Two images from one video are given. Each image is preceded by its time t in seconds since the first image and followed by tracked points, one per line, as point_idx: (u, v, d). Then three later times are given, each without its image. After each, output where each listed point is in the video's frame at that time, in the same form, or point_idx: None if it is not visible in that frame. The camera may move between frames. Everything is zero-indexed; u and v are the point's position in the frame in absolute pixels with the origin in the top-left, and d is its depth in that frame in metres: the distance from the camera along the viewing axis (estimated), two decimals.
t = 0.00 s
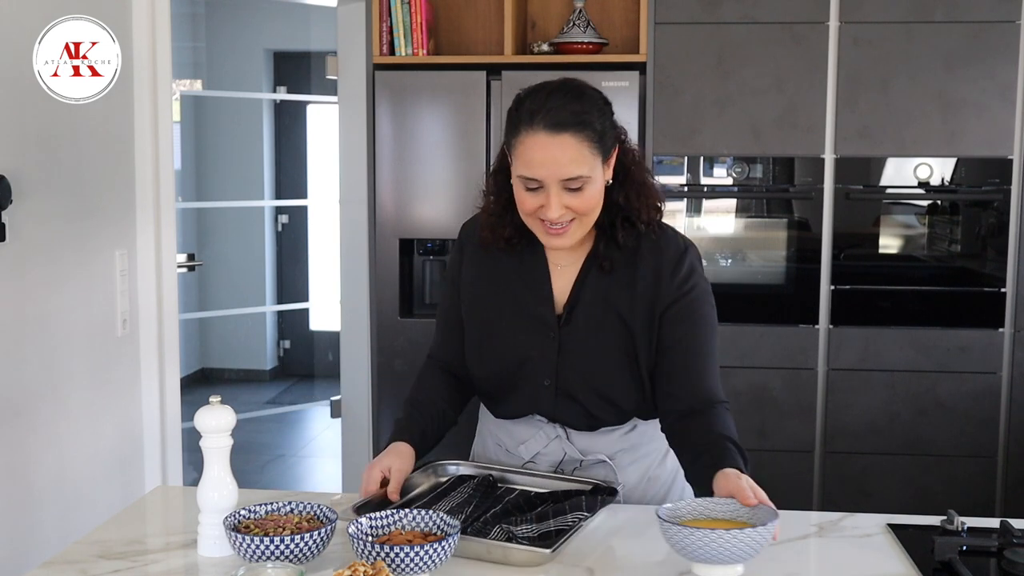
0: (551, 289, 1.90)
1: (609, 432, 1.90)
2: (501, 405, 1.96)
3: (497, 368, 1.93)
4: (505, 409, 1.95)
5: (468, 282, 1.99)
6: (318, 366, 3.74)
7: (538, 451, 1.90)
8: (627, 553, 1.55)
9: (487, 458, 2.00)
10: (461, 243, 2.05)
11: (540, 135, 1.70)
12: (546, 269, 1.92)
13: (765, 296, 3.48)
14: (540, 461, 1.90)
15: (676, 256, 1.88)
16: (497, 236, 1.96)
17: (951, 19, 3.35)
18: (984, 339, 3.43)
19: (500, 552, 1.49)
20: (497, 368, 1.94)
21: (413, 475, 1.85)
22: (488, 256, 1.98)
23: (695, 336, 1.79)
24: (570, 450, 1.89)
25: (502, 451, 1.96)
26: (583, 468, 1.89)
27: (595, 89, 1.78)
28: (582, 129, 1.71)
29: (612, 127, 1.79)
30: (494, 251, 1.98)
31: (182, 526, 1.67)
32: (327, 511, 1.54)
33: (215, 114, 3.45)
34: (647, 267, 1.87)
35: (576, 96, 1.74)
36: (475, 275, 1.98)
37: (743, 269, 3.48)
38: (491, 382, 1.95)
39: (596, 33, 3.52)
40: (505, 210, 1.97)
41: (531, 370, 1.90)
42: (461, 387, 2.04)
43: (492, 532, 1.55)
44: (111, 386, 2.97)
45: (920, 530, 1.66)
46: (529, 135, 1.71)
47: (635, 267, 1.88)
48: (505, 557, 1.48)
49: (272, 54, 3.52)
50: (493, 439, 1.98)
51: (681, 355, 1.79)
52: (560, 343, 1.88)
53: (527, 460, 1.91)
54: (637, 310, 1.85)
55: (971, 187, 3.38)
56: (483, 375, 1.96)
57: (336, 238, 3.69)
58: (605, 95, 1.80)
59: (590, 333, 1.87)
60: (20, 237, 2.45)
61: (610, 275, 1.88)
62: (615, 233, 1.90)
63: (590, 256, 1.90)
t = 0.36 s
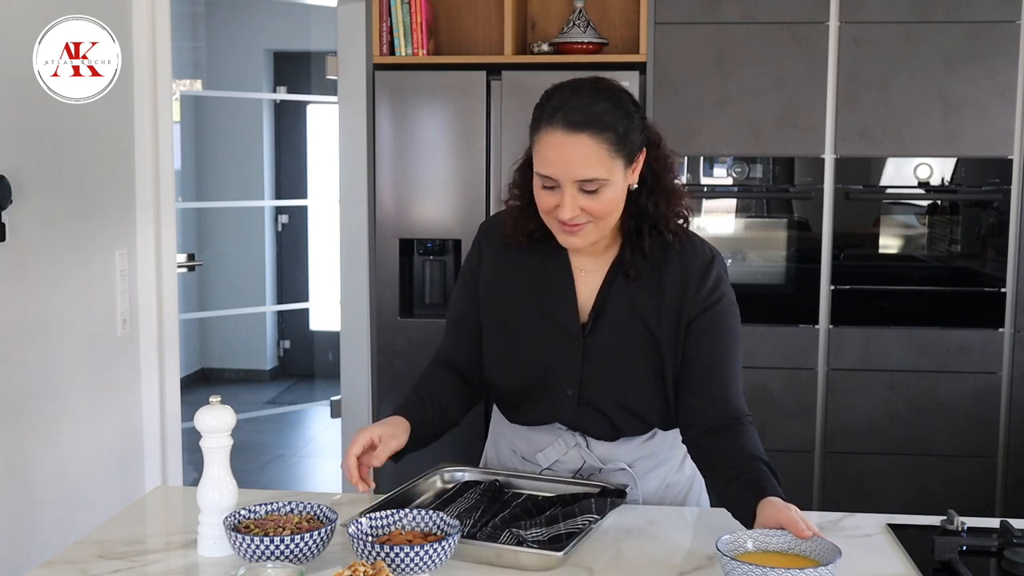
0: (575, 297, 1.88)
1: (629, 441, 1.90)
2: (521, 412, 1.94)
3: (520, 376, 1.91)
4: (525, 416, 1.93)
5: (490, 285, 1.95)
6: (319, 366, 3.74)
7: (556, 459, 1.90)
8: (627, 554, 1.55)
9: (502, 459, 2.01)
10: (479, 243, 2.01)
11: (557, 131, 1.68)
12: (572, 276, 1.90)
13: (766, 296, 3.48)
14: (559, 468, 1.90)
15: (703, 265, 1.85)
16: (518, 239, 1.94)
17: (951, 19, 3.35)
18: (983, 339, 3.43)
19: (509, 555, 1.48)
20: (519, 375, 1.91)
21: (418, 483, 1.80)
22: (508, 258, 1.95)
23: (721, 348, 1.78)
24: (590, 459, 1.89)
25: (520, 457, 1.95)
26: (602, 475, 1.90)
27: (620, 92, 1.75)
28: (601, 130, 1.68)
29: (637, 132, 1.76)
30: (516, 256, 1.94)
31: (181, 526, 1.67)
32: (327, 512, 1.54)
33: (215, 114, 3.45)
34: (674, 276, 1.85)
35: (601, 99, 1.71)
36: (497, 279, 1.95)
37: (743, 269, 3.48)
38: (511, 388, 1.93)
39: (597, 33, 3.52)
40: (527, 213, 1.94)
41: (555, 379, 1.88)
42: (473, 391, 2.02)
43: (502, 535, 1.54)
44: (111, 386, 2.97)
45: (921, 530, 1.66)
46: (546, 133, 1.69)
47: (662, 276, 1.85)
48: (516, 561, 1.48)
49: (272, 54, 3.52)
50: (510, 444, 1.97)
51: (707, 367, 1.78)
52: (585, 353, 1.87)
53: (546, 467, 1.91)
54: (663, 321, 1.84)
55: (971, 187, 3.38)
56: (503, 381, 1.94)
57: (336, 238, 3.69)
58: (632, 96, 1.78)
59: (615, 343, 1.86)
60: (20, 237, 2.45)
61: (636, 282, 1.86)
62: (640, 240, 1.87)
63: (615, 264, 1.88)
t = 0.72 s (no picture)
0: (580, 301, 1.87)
1: (633, 443, 1.91)
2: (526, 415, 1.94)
3: (523, 381, 1.90)
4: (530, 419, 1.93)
5: (490, 288, 1.92)
6: (319, 366, 3.74)
7: (561, 462, 1.91)
8: (627, 554, 1.55)
9: (506, 462, 2.01)
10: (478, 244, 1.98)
11: (555, 135, 1.67)
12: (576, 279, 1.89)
13: (766, 296, 3.48)
14: (564, 471, 1.91)
15: (706, 266, 1.85)
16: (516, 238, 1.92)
17: (950, 19, 3.35)
18: (983, 339, 3.43)
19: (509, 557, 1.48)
20: (522, 380, 1.90)
21: (419, 483, 1.80)
22: (509, 260, 1.93)
23: (726, 349, 1.78)
24: (594, 462, 1.90)
25: (524, 460, 1.96)
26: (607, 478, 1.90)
27: (619, 94, 1.75)
28: (599, 134, 1.68)
29: (636, 134, 1.75)
30: (515, 260, 1.92)
31: (182, 526, 1.67)
32: (327, 512, 1.54)
33: (216, 114, 3.45)
34: (677, 278, 1.84)
35: (600, 101, 1.71)
36: (498, 281, 1.92)
37: (743, 269, 3.48)
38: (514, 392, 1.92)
39: (596, 33, 3.52)
40: (527, 215, 1.93)
41: (560, 384, 1.87)
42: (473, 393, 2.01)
43: (500, 535, 1.54)
44: (111, 387, 2.97)
45: (921, 530, 1.66)
46: (544, 137, 1.68)
47: (665, 279, 1.85)
48: (513, 561, 1.48)
49: (272, 54, 3.52)
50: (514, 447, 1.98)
51: (711, 369, 1.78)
52: (590, 357, 1.86)
53: (551, 470, 1.92)
54: (667, 324, 1.83)
55: (971, 187, 3.38)
56: (506, 387, 1.92)
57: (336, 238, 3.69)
58: (632, 99, 1.78)
59: (620, 347, 1.85)
60: (20, 237, 2.45)
61: (639, 285, 1.86)
62: (645, 241, 1.87)
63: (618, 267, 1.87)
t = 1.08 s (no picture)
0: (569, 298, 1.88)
1: (625, 440, 1.90)
2: (519, 414, 1.93)
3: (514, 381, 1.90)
4: (523, 417, 1.93)
5: (480, 289, 1.93)
6: (319, 366, 3.74)
7: (553, 460, 1.90)
8: (626, 554, 1.55)
9: (500, 462, 2.00)
10: (468, 247, 1.98)
11: (535, 135, 1.68)
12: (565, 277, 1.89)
13: (766, 296, 3.48)
14: (557, 470, 1.90)
15: (694, 261, 1.86)
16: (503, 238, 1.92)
17: (951, 19, 3.35)
18: (983, 339, 3.43)
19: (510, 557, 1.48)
20: (513, 379, 1.90)
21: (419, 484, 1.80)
22: (497, 261, 1.93)
23: (715, 341, 1.78)
24: (587, 460, 1.89)
25: (517, 460, 1.95)
26: (600, 476, 1.90)
27: (600, 93, 1.75)
28: (579, 134, 1.68)
29: (619, 133, 1.76)
30: (504, 260, 1.92)
31: (182, 526, 1.67)
32: (327, 512, 1.54)
33: (215, 114, 3.45)
34: (665, 274, 1.85)
35: (581, 101, 1.71)
36: (488, 280, 1.92)
37: (744, 269, 3.48)
38: (506, 392, 1.92)
39: (596, 33, 3.52)
40: (513, 214, 1.93)
41: (551, 382, 1.88)
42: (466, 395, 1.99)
43: (502, 536, 1.53)
44: (111, 386, 2.96)
45: (921, 530, 1.66)
46: (525, 138, 1.69)
47: (652, 274, 1.85)
48: (513, 562, 1.48)
49: (272, 54, 3.52)
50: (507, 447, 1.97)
51: (700, 361, 1.77)
52: (580, 355, 1.86)
53: (544, 469, 1.91)
54: (655, 320, 1.83)
55: (971, 187, 3.38)
56: (499, 387, 1.92)
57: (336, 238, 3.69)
58: (615, 98, 1.78)
59: (610, 344, 1.86)
60: (20, 237, 2.45)
61: (627, 281, 1.86)
62: (634, 238, 1.87)
63: (606, 264, 1.87)
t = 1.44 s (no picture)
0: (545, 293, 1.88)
1: (609, 437, 1.91)
2: (500, 408, 1.94)
3: (494, 373, 1.92)
4: (503, 412, 1.94)
5: (462, 282, 1.96)
6: (319, 365, 3.75)
7: (537, 457, 1.91)
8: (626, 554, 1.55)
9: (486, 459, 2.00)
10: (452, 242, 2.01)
11: (501, 133, 1.69)
12: (542, 272, 1.89)
13: (766, 296, 3.48)
14: (540, 467, 1.91)
15: (673, 259, 1.84)
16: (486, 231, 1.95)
17: (951, 19, 3.35)
18: (984, 339, 3.43)
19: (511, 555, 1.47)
20: (493, 371, 1.92)
21: (419, 482, 1.79)
22: (477, 255, 1.96)
23: (694, 335, 1.81)
24: (570, 457, 1.89)
25: (502, 457, 1.95)
26: (583, 473, 1.90)
27: (573, 93, 1.74)
28: (544, 132, 1.68)
29: (591, 133, 1.76)
30: (483, 254, 1.95)
31: (182, 526, 1.67)
32: (327, 512, 1.54)
33: (215, 114, 3.46)
34: (642, 271, 1.84)
35: (551, 100, 1.71)
36: (471, 273, 1.95)
37: (744, 269, 3.48)
38: (487, 385, 1.93)
39: (596, 33, 3.52)
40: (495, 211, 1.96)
41: (528, 375, 1.88)
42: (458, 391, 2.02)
43: (502, 536, 1.53)
44: (111, 386, 2.96)
45: (921, 530, 1.66)
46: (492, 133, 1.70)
47: (629, 272, 1.85)
48: (514, 562, 1.48)
49: (272, 54, 3.53)
50: (493, 444, 1.97)
51: (681, 359, 1.81)
52: (556, 348, 1.86)
53: (527, 466, 1.91)
54: (631, 317, 1.84)
55: (971, 187, 3.38)
56: (481, 380, 1.94)
57: (336, 238, 3.69)
58: (591, 98, 1.79)
59: (586, 339, 1.85)
60: (20, 237, 2.45)
61: (603, 279, 1.85)
62: (607, 240, 1.85)
63: (583, 260, 1.87)
